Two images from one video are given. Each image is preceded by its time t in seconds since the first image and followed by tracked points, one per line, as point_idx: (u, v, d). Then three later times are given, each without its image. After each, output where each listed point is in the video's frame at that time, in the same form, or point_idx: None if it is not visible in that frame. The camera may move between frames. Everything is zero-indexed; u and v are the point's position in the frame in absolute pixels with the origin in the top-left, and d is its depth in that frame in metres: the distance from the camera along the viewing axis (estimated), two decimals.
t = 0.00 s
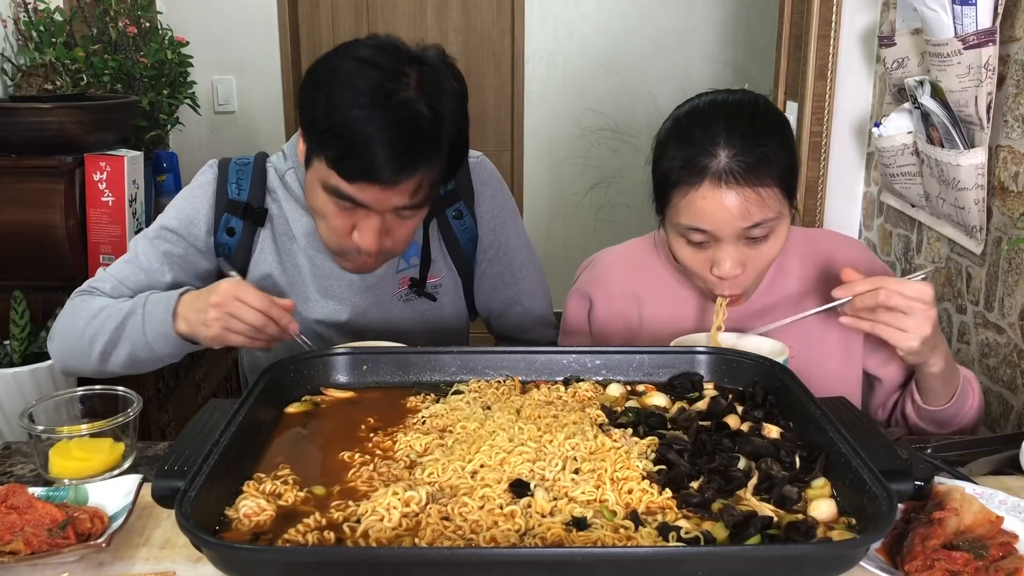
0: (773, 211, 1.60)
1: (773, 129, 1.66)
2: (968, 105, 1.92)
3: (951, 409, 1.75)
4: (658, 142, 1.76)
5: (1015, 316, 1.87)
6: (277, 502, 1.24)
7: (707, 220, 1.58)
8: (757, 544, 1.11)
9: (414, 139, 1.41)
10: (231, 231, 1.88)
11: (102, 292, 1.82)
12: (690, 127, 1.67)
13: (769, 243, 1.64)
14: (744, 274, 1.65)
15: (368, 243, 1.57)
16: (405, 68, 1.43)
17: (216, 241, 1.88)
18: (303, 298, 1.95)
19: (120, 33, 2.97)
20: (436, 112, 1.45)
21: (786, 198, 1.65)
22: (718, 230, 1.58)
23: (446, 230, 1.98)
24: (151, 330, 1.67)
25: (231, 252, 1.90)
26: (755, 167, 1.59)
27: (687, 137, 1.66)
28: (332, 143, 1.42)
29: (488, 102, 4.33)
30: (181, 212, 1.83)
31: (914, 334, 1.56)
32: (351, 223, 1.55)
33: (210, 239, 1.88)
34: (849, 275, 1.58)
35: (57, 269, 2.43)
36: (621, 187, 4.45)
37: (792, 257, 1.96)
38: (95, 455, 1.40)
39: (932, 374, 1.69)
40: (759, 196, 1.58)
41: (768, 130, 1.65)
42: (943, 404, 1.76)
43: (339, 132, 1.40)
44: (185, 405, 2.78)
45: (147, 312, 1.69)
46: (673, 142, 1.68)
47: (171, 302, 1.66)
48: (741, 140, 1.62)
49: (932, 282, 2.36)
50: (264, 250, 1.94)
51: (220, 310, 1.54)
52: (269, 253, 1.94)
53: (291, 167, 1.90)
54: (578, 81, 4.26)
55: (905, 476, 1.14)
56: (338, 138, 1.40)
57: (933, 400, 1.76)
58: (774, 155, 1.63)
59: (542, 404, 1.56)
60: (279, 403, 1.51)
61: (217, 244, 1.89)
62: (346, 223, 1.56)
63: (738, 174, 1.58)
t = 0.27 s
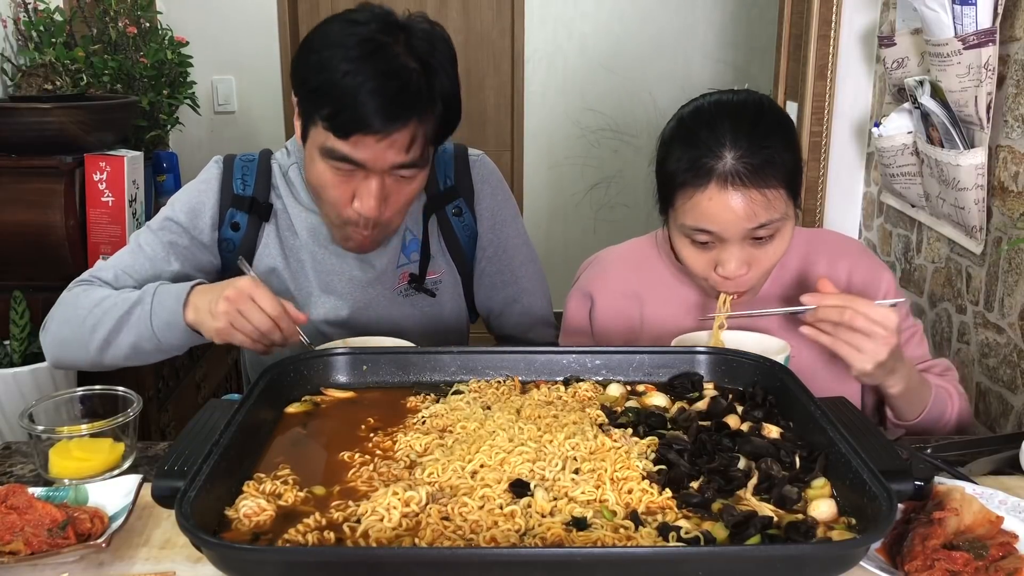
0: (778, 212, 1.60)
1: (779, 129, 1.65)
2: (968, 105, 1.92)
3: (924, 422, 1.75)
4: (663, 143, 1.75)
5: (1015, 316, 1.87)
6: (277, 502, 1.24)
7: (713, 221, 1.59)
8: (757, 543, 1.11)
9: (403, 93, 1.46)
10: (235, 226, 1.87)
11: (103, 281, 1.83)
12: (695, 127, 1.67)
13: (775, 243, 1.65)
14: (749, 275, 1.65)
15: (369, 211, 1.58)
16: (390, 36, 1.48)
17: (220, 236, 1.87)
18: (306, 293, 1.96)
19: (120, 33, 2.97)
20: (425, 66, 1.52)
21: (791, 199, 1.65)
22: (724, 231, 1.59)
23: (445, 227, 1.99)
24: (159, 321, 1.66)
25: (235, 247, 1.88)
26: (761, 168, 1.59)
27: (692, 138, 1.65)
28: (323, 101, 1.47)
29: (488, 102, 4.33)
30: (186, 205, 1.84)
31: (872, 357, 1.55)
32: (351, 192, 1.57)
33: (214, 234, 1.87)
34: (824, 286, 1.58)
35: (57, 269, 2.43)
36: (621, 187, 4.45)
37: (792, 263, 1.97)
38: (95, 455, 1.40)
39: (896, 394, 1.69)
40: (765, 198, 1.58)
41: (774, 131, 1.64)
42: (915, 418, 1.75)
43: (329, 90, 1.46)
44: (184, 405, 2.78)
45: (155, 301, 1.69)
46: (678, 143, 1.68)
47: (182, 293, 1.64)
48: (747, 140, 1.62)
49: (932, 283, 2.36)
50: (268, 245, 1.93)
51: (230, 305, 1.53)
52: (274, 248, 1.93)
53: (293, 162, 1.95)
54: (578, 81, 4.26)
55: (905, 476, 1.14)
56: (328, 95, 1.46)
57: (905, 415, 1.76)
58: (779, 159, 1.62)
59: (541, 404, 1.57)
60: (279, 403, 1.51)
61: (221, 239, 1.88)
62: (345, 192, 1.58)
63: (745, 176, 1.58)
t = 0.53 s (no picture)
0: (778, 209, 1.60)
1: (784, 129, 1.65)
2: (967, 105, 1.92)
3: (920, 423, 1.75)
4: (668, 135, 1.75)
5: (1015, 316, 1.87)
6: (276, 502, 1.24)
7: (713, 215, 1.60)
8: (758, 543, 1.11)
9: (404, 79, 1.47)
10: (240, 224, 1.87)
11: (108, 277, 1.82)
12: (702, 122, 1.66)
13: (774, 240, 1.65)
14: (747, 271, 1.66)
15: (375, 199, 1.56)
16: (390, 23, 1.50)
17: (225, 234, 1.87)
18: (308, 290, 1.96)
19: (120, 33, 2.97)
20: (425, 54, 1.54)
21: (792, 198, 1.65)
22: (723, 225, 1.60)
23: (446, 225, 1.99)
24: (169, 325, 1.66)
25: (238, 245, 1.88)
26: (764, 165, 1.59)
27: (698, 133, 1.65)
28: (326, 90, 1.47)
29: (488, 101, 4.33)
30: (192, 201, 1.84)
31: (868, 353, 1.55)
32: (356, 180, 1.57)
33: (218, 231, 1.87)
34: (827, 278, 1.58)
35: (57, 269, 2.43)
36: (621, 187, 4.45)
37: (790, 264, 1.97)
38: (95, 455, 1.40)
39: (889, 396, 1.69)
40: (767, 195, 1.58)
41: (779, 130, 1.64)
42: (910, 420, 1.75)
43: (331, 80, 1.46)
44: (184, 405, 2.78)
45: (166, 305, 1.68)
46: (684, 136, 1.68)
47: (193, 298, 1.64)
48: (752, 137, 1.61)
49: (932, 283, 2.36)
50: (271, 243, 1.92)
51: (263, 326, 1.52)
52: (278, 246, 1.93)
53: (297, 160, 1.96)
54: (578, 81, 4.26)
55: (905, 476, 1.14)
56: (330, 85, 1.46)
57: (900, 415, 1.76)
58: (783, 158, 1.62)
59: (541, 404, 1.57)
60: (279, 403, 1.51)
61: (225, 236, 1.88)
62: (350, 182, 1.58)
63: (747, 172, 1.58)
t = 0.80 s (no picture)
0: (790, 206, 1.61)
1: (793, 128, 1.65)
2: (967, 105, 1.92)
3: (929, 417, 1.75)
4: (676, 133, 1.75)
5: (1015, 316, 1.87)
6: (276, 502, 1.24)
7: (724, 211, 1.59)
8: (757, 543, 1.11)
9: (418, 114, 1.43)
10: (241, 220, 1.87)
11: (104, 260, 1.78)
12: (711, 119, 1.67)
13: (784, 239, 1.63)
14: (757, 269, 1.65)
15: (379, 223, 1.59)
16: (403, 45, 1.44)
17: (225, 230, 1.87)
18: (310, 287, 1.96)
19: (120, 33, 2.97)
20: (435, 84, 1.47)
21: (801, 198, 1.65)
22: (734, 222, 1.59)
23: (447, 223, 1.99)
24: (164, 287, 1.61)
25: (239, 242, 1.88)
26: (774, 163, 1.59)
27: (708, 130, 1.65)
28: (338, 126, 1.43)
29: (488, 101, 4.33)
30: (191, 196, 1.83)
31: (885, 341, 1.55)
32: (361, 204, 1.57)
33: (219, 227, 1.88)
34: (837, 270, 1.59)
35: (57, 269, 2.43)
36: (621, 187, 4.45)
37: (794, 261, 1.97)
38: (95, 455, 1.40)
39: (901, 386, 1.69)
40: (778, 192, 1.58)
41: (788, 129, 1.64)
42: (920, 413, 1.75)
43: (344, 116, 1.42)
44: (184, 405, 2.78)
45: (161, 267, 1.63)
46: (693, 133, 1.68)
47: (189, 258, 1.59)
48: (762, 135, 1.62)
49: (932, 283, 2.36)
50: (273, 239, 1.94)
51: (269, 282, 1.51)
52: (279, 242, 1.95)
53: (299, 158, 1.95)
54: (578, 81, 4.26)
55: (905, 476, 1.14)
56: (344, 122, 1.42)
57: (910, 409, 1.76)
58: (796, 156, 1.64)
59: (541, 404, 1.57)
60: (279, 402, 1.51)
61: (225, 232, 1.88)
62: (355, 205, 1.58)
63: (758, 169, 1.58)
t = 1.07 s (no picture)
0: (799, 195, 1.61)
1: (798, 122, 1.66)
2: (967, 105, 1.92)
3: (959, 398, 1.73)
4: (679, 133, 1.76)
5: (1015, 316, 1.87)
6: (276, 502, 1.24)
7: (735, 211, 1.59)
8: (757, 543, 1.11)
9: (420, 128, 1.43)
10: (242, 220, 1.84)
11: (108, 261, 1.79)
12: (714, 118, 1.67)
13: (793, 234, 1.64)
14: (767, 266, 1.65)
15: (379, 231, 1.60)
16: (405, 56, 1.45)
17: (226, 230, 1.85)
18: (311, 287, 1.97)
19: (120, 33, 2.97)
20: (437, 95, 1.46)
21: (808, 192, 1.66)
22: (745, 222, 1.59)
23: (447, 223, 1.98)
24: (173, 285, 1.62)
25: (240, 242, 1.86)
26: (781, 159, 1.60)
27: (712, 128, 1.65)
28: (340, 138, 1.43)
29: (488, 101, 4.33)
30: (192, 196, 1.83)
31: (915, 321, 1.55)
32: (361, 213, 1.58)
33: (220, 227, 1.87)
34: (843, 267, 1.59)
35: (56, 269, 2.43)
36: (621, 187, 4.45)
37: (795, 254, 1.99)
38: (95, 455, 1.40)
39: (935, 357, 1.68)
40: (786, 187, 1.59)
41: (793, 124, 1.65)
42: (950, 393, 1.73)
43: (347, 127, 1.41)
44: (184, 406, 2.78)
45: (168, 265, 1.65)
46: (698, 132, 1.68)
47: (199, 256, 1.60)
48: (768, 132, 1.62)
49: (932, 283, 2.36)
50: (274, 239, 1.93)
51: (270, 260, 1.50)
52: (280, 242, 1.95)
53: (300, 158, 1.94)
54: (578, 81, 4.26)
55: (905, 476, 1.14)
56: (346, 135, 1.41)
57: (939, 389, 1.74)
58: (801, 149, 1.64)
59: (541, 404, 1.57)
60: (279, 402, 1.51)
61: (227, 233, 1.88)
62: (356, 212, 1.59)
63: (765, 167, 1.58)
